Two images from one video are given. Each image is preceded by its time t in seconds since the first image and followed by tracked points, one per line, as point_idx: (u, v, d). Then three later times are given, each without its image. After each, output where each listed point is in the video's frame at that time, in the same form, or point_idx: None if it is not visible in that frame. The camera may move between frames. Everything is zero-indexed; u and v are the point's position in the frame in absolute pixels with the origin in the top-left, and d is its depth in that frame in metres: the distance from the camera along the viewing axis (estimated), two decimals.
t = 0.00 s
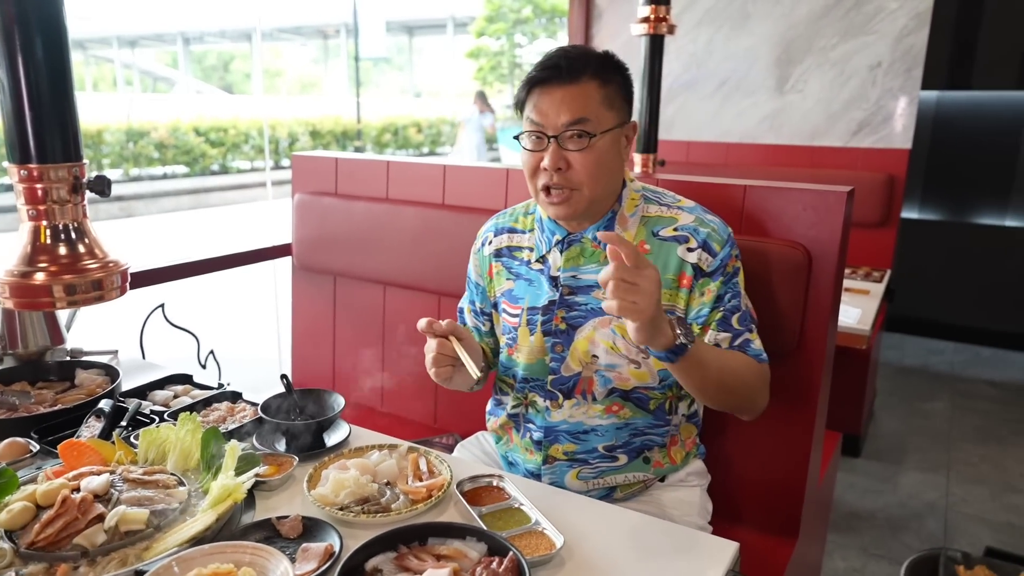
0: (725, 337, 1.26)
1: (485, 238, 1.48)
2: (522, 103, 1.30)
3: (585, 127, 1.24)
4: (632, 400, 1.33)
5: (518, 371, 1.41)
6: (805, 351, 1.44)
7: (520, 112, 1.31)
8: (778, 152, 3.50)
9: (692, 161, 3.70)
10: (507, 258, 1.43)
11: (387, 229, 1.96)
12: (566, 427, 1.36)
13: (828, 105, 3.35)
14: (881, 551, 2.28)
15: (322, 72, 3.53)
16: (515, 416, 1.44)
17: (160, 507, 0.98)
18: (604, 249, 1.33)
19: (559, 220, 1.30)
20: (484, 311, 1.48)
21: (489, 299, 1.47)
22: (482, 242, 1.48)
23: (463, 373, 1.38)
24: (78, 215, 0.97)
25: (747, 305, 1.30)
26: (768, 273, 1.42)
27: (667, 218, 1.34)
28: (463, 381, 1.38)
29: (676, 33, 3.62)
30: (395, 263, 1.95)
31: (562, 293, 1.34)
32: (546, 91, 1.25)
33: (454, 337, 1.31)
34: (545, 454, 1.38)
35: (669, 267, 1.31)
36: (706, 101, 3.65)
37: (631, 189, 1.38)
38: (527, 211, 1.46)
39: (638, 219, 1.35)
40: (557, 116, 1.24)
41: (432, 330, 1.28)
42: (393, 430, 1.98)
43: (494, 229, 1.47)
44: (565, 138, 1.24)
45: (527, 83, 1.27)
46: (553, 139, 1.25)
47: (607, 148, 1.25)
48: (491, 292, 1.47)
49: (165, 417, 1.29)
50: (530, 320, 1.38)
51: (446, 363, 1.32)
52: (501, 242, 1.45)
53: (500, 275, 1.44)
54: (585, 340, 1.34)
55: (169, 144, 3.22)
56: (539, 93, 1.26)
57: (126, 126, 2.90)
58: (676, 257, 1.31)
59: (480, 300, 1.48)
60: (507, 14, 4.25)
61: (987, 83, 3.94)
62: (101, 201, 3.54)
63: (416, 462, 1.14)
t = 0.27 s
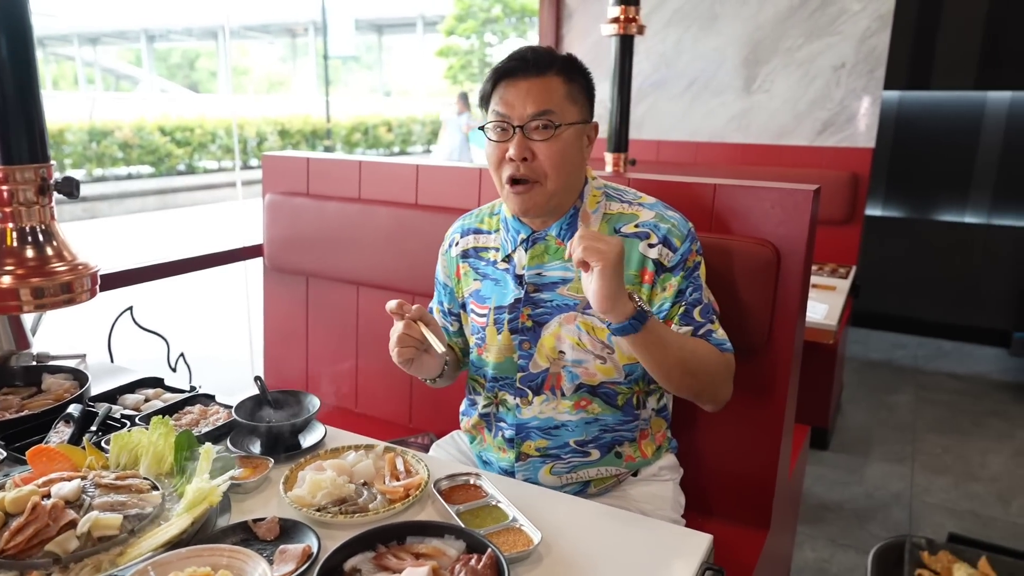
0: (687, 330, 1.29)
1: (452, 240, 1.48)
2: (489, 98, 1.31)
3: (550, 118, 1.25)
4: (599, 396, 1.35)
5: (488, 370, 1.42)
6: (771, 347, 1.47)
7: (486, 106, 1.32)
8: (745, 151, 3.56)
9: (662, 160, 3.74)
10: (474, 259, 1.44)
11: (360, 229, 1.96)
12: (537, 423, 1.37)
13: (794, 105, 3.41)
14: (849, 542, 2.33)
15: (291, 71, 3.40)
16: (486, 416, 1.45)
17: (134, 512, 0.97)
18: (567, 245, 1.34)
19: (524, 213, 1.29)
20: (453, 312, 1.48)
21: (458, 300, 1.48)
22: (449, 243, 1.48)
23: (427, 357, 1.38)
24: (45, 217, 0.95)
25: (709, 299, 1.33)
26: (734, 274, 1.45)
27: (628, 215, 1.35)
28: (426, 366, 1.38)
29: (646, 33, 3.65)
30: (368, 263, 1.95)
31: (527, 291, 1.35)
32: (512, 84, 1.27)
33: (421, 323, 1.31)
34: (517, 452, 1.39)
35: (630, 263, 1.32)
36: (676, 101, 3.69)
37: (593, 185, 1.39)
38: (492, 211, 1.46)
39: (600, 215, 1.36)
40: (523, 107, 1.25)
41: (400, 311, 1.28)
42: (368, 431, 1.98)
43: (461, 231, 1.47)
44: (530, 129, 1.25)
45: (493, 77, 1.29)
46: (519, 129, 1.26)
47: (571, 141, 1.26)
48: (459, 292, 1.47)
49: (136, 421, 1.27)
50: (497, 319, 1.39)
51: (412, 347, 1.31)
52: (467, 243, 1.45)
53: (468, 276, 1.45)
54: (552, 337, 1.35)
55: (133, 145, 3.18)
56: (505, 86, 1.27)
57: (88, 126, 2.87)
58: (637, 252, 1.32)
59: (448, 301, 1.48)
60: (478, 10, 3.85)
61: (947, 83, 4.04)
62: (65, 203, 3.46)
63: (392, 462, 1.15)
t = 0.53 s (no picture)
0: (665, 330, 1.33)
1: (423, 243, 1.47)
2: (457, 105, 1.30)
3: (524, 126, 1.26)
4: (575, 393, 1.36)
5: (464, 372, 1.43)
6: (741, 343, 1.51)
7: (454, 113, 1.31)
8: (713, 150, 3.61)
9: (632, 159, 3.77)
10: (447, 261, 1.43)
11: (333, 229, 1.95)
12: (514, 423, 1.39)
13: (760, 104, 3.47)
14: (818, 531, 2.39)
15: (255, 69, 3.33)
16: (461, 417, 1.45)
17: (110, 517, 0.96)
18: (541, 247, 1.36)
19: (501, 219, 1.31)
20: (427, 315, 1.48)
21: (431, 302, 1.48)
22: (421, 246, 1.47)
23: (402, 361, 1.37)
24: (17, 220, 0.94)
25: (683, 296, 1.37)
26: (703, 273, 1.48)
27: (600, 214, 1.37)
28: (402, 370, 1.38)
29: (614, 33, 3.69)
30: (341, 263, 1.94)
31: (501, 292, 1.36)
32: (481, 92, 1.26)
33: (394, 327, 1.30)
34: (495, 451, 1.40)
35: (604, 263, 1.34)
36: (644, 100, 3.73)
37: (563, 185, 1.39)
38: (463, 213, 1.46)
39: (572, 215, 1.36)
40: (496, 117, 1.25)
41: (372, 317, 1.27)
42: (343, 431, 1.97)
43: (432, 234, 1.46)
44: (505, 138, 1.26)
45: (462, 85, 1.28)
46: (493, 139, 1.26)
47: (545, 147, 1.28)
48: (432, 295, 1.47)
49: (110, 426, 1.26)
50: (472, 322, 1.39)
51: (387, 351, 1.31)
52: (439, 246, 1.44)
53: (441, 279, 1.44)
54: (528, 337, 1.36)
55: (94, 145, 3.12)
56: (475, 94, 1.26)
57: (45, 125, 2.82)
58: (611, 252, 1.34)
59: (422, 304, 1.48)
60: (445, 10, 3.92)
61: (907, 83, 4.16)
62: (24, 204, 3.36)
63: (371, 462, 1.15)
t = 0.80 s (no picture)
0: (643, 331, 1.36)
1: (401, 243, 1.48)
2: (436, 106, 1.30)
3: (504, 127, 1.27)
4: (553, 392, 1.38)
5: (442, 372, 1.43)
6: (713, 339, 1.53)
7: (433, 114, 1.31)
8: (684, 150, 3.66)
9: (605, 158, 3.80)
10: (424, 262, 1.44)
11: (308, 230, 1.95)
12: (493, 423, 1.40)
13: (730, 104, 3.52)
14: (789, 523, 2.44)
15: (224, 67, 3.02)
16: (440, 417, 1.46)
17: (87, 522, 0.95)
18: (519, 247, 1.36)
19: (480, 220, 1.32)
20: (404, 315, 1.49)
21: (409, 303, 1.48)
22: (398, 247, 1.48)
23: (381, 365, 1.38)
24: None
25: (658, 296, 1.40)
26: (676, 270, 1.51)
27: (577, 215, 1.38)
28: (381, 373, 1.38)
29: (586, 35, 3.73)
30: (316, 264, 1.94)
31: (479, 292, 1.37)
32: (461, 93, 1.27)
33: (373, 331, 1.30)
34: (473, 451, 1.41)
35: (582, 263, 1.36)
36: (617, 100, 3.77)
37: (540, 187, 1.41)
38: (440, 214, 1.47)
39: (549, 216, 1.38)
40: (477, 118, 1.25)
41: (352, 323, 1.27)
42: (320, 432, 1.97)
43: (409, 234, 1.46)
44: (485, 138, 1.26)
45: (441, 86, 1.28)
46: (474, 140, 1.26)
47: (524, 148, 1.29)
48: (410, 296, 1.48)
49: (83, 430, 1.24)
50: (450, 322, 1.40)
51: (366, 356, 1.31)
52: (416, 246, 1.45)
53: (418, 279, 1.45)
54: (506, 336, 1.38)
55: (57, 145, 2.57)
56: (455, 95, 1.27)
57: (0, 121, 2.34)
58: (588, 253, 1.36)
59: (400, 305, 1.48)
60: (417, 9, 3.89)
61: (872, 84, 4.25)
62: None
63: (351, 462, 1.15)
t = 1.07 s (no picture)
0: (622, 333, 1.41)
1: (383, 242, 1.49)
2: (422, 108, 1.32)
3: (488, 129, 1.29)
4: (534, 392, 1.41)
5: (423, 371, 1.46)
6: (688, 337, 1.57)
7: (418, 116, 1.34)
8: (658, 150, 3.71)
9: (581, 159, 3.84)
10: (406, 261, 1.45)
11: (286, 232, 1.95)
12: (474, 421, 1.42)
13: (703, 105, 3.57)
14: (764, 516, 2.49)
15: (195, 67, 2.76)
16: (422, 416, 1.48)
17: (72, 523, 0.96)
18: (501, 249, 1.39)
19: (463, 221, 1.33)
20: (386, 314, 1.51)
21: (391, 302, 1.50)
22: (379, 246, 1.49)
23: (366, 371, 1.39)
24: None
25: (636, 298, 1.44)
26: (652, 268, 1.54)
27: (558, 218, 1.41)
28: (365, 379, 1.40)
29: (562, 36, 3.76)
30: (294, 266, 1.95)
31: (462, 293, 1.39)
32: (447, 96, 1.29)
33: (356, 338, 1.33)
34: (455, 449, 1.44)
35: (563, 265, 1.39)
36: (592, 101, 3.81)
37: (521, 190, 1.43)
38: (422, 215, 1.48)
39: (531, 219, 1.40)
40: (462, 119, 1.28)
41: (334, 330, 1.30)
42: (300, 433, 1.98)
43: (391, 234, 1.48)
44: (470, 140, 1.29)
45: (426, 89, 1.30)
46: (459, 141, 1.29)
47: (508, 150, 1.32)
48: (392, 295, 1.49)
49: (63, 433, 1.25)
50: (433, 322, 1.42)
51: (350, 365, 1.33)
52: (399, 246, 1.47)
53: (401, 279, 1.46)
54: (488, 337, 1.40)
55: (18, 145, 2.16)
56: (440, 97, 1.29)
57: None
58: (569, 256, 1.39)
59: (381, 303, 1.50)
60: (392, 8, 3.70)
61: (841, 84, 4.34)
62: None
63: (333, 460, 1.17)
